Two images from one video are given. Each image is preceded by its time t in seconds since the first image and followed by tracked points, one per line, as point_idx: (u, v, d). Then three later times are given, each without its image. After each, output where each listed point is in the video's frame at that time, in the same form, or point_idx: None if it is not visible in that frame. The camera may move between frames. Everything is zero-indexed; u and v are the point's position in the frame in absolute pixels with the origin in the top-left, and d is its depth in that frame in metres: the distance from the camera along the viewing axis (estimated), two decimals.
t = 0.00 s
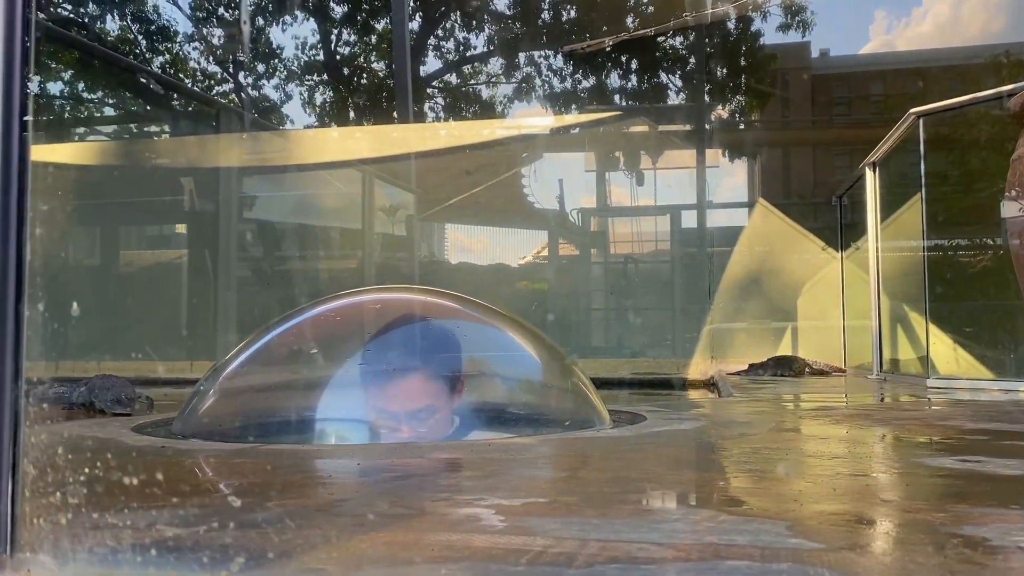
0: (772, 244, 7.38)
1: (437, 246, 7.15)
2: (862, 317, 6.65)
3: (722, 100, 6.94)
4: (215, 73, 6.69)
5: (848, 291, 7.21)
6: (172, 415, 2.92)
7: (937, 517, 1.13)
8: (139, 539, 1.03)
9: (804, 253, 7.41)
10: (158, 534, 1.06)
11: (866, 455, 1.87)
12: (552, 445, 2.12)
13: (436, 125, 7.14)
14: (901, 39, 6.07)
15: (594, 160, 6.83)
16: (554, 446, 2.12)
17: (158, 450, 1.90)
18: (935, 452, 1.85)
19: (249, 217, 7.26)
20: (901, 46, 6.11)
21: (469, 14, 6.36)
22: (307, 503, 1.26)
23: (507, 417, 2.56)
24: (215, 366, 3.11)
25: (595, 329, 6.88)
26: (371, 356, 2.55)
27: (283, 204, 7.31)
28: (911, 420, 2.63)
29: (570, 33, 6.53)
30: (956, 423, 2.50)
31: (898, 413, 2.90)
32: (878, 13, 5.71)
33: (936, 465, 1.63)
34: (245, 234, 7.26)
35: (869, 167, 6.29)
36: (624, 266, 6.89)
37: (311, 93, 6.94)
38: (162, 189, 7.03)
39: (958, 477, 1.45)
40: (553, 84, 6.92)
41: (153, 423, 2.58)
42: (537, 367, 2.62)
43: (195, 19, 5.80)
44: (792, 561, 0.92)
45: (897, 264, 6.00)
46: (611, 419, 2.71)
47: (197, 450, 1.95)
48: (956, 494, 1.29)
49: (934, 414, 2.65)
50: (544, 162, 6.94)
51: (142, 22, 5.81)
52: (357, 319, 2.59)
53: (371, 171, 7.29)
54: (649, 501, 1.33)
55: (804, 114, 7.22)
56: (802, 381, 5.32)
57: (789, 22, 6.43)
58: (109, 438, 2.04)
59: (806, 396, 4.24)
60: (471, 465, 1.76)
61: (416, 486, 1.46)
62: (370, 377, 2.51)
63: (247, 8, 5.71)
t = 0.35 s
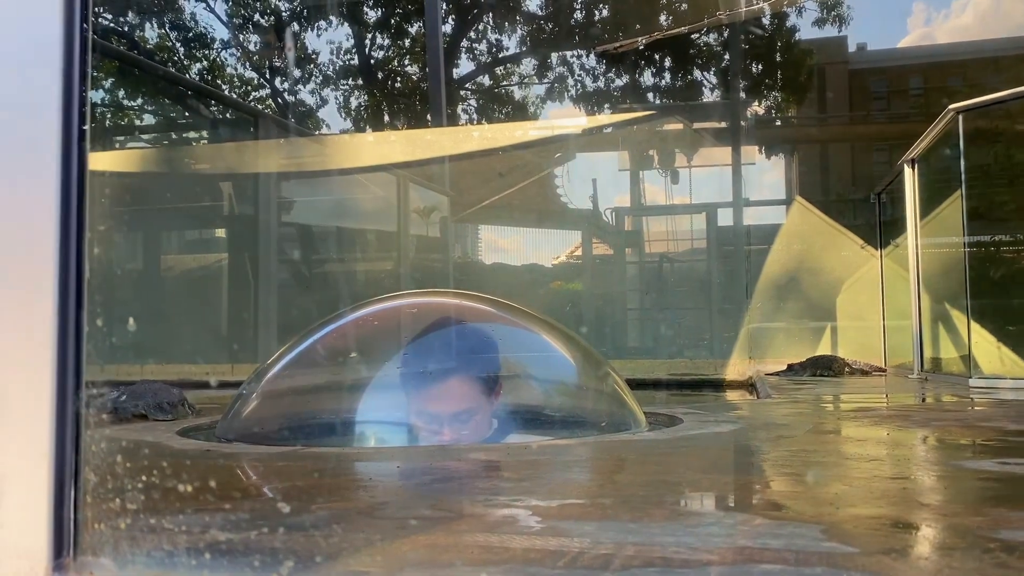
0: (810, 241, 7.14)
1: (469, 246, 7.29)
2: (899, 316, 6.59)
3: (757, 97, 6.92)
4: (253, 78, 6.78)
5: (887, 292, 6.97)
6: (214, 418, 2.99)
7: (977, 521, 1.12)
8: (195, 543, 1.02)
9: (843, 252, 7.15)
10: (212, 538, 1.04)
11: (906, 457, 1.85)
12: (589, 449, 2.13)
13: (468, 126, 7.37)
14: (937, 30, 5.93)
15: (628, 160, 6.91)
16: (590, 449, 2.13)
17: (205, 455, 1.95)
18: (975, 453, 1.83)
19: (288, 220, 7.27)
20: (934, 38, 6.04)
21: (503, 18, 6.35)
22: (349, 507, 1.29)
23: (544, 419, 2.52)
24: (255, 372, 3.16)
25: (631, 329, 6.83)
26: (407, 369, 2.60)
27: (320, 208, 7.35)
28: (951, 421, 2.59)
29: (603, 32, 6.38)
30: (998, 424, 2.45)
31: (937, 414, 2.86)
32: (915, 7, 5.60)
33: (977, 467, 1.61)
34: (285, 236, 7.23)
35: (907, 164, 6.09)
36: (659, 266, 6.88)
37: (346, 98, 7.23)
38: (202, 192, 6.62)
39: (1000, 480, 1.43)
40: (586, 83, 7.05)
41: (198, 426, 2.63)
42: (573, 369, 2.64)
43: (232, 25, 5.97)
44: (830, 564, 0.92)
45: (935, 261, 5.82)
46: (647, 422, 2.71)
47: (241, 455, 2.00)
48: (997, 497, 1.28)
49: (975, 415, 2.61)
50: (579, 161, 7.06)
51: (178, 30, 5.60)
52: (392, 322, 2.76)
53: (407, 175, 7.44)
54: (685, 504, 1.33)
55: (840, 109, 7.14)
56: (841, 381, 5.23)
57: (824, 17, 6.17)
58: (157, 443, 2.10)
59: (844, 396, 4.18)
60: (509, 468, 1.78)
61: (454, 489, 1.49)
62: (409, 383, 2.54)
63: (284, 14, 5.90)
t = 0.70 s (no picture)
0: (847, 237, 6.98)
1: (501, 248, 7.28)
2: (943, 313, 6.38)
3: (792, 93, 6.97)
4: (286, 87, 6.72)
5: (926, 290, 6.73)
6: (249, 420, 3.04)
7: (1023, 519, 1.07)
8: (210, 545, 1.02)
9: (877, 247, 6.97)
10: (229, 540, 1.05)
11: (948, 457, 1.78)
12: (619, 450, 2.10)
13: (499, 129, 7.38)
14: (977, 22, 5.64)
15: (660, 158, 6.95)
16: (621, 450, 2.10)
17: (233, 458, 1.96)
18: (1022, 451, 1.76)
19: (323, 226, 7.34)
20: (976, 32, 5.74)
21: (532, 19, 6.09)
22: (374, 508, 1.28)
23: (575, 419, 2.54)
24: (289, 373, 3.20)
25: (666, 331, 6.75)
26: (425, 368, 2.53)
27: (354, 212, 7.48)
28: (997, 418, 2.50)
29: (635, 31, 6.27)
30: None
31: (982, 412, 2.77)
32: None
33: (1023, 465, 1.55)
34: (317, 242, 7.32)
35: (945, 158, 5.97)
36: (694, 266, 6.80)
37: (377, 104, 7.17)
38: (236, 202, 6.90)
39: None
40: (616, 84, 6.95)
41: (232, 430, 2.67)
42: (603, 370, 2.64)
43: (265, 33, 5.83)
44: (865, 564, 0.89)
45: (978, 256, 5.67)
46: (680, 422, 2.67)
47: (268, 457, 2.00)
48: None
49: None
50: (610, 160, 7.07)
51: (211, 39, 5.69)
52: (420, 321, 2.73)
53: (437, 178, 7.51)
54: (715, 505, 1.30)
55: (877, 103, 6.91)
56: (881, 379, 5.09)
57: (859, 11, 6.04)
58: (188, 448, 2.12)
59: (886, 395, 4.06)
60: (536, 469, 1.76)
61: (479, 490, 1.47)
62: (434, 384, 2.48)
63: (315, 20, 5.80)
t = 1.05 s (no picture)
0: (876, 236, 6.76)
1: (533, 251, 7.07)
2: (976, 312, 6.21)
3: (822, 86, 6.64)
4: (313, 93, 6.90)
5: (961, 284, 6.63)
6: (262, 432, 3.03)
7: None
8: None
9: (908, 243, 6.79)
10: None
11: (976, 473, 1.69)
12: (630, 464, 2.03)
13: (528, 130, 7.14)
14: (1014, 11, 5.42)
15: (690, 158, 6.79)
16: (632, 463, 2.04)
17: (235, 475, 1.93)
18: None
19: (351, 230, 7.44)
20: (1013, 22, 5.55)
21: (558, 19, 6.05)
22: (353, 540, 1.22)
23: (587, 428, 2.48)
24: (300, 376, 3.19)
25: (697, 331, 6.69)
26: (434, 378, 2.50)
27: (384, 216, 7.42)
28: None
29: (661, 28, 6.10)
30: None
31: (1018, 417, 2.65)
32: None
33: None
34: (346, 246, 7.38)
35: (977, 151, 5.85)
36: (723, 264, 6.71)
37: (405, 108, 6.99)
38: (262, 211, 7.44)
39: None
40: (645, 81, 6.73)
41: (240, 443, 2.67)
42: (614, 378, 2.54)
43: (292, 41, 6.08)
44: None
45: (1012, 254, 5.56)
46: (694, 430, 2.61)
47: (272, 472, 1.97)
48: None
49: None
50: (636, 159, 6.91)
51: (238, 49, 6.14)
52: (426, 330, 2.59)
53: (456, 181, 7.34)
54: (713, 530, 1.24)
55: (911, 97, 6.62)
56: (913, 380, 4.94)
57: (891, 3, 5.76)
58: (192, 465, 2.10)
59: (920, 397, 3.92)
60: (540, 486, 1.71)
61: (474, 512, 1.42)
62: (439, 399, 2.47)
63: (341, 27, 5.96)
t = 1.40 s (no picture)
0: (903, 233, 6.89)
1: (560, 251, 6.84)
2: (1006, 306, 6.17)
3: (847, 81, 6.70)
4: (339, 97, 7.10)
5: (988, 278, 6.80)
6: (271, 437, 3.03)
7: None
8: None
9: (935, 239, 6.92)
10: None
11: (992, 484, 1.61)
12: (637, 470, 2.00)
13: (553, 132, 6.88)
14: None
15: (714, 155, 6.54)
16: (641, 469, 2.02)
17: (234, 482, 1.92)
18: None
19: (379, 233, 7.31)
20: None
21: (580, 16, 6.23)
22: (332, 549, 1.18)
23: (597, 430, 2.48)
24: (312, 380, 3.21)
25: (723, 330, 6.54)
26: (439, 381, 2.59)
27: (408, 221, 7.24)
28: None
29: (685, 26, 6.22)
30: None
31: None
32: None
33: None
34: (375, 248, 7.28)
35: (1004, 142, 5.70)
36: (748, 261, 6.55)
37: (430, 111, 7.03)
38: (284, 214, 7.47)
39: None
40: (669, 80, 6.60)
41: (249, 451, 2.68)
42: (623, 379, 2.52)
43: (316, 46, 6.26)
44: None
45: None
46: (707, 435, 2.56)
47: (273, 481, 1.96)
48: None
49: None
50: (659, 158, 6.65)
51: (265, 55, 6.32)
52: (432, 336, 2.61)
53: (473, 184, 7.10)
54: (709, 546, 1.22)
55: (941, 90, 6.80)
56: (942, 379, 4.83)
57: None
58: (200, 473, 2.12)
59: (947, 395, 3.85)
60: (543, 495, 1.69)
61: (470, 521, 1.41)
62: (444, 406, 2.56)
63: (365, 31, 6.05)
